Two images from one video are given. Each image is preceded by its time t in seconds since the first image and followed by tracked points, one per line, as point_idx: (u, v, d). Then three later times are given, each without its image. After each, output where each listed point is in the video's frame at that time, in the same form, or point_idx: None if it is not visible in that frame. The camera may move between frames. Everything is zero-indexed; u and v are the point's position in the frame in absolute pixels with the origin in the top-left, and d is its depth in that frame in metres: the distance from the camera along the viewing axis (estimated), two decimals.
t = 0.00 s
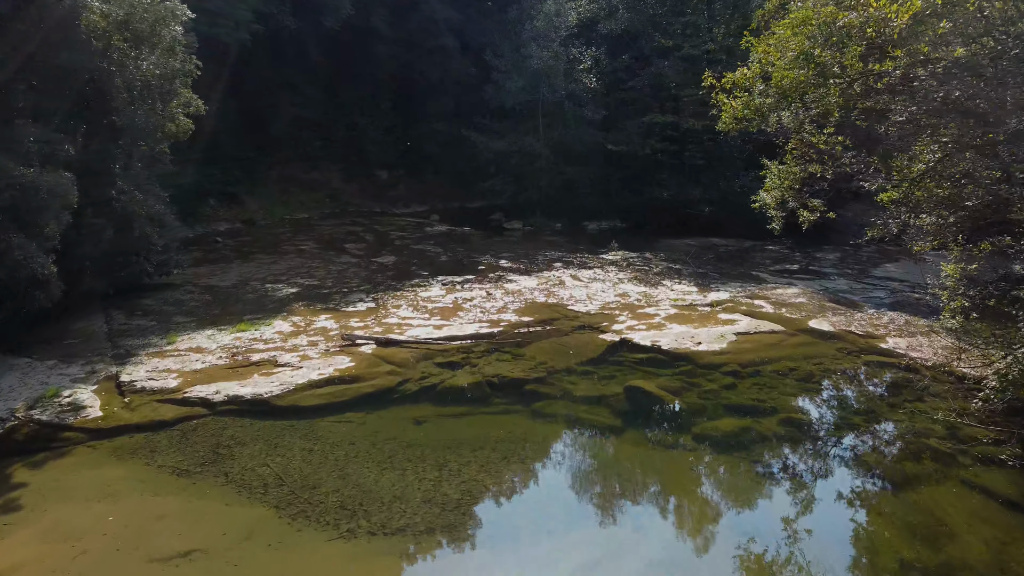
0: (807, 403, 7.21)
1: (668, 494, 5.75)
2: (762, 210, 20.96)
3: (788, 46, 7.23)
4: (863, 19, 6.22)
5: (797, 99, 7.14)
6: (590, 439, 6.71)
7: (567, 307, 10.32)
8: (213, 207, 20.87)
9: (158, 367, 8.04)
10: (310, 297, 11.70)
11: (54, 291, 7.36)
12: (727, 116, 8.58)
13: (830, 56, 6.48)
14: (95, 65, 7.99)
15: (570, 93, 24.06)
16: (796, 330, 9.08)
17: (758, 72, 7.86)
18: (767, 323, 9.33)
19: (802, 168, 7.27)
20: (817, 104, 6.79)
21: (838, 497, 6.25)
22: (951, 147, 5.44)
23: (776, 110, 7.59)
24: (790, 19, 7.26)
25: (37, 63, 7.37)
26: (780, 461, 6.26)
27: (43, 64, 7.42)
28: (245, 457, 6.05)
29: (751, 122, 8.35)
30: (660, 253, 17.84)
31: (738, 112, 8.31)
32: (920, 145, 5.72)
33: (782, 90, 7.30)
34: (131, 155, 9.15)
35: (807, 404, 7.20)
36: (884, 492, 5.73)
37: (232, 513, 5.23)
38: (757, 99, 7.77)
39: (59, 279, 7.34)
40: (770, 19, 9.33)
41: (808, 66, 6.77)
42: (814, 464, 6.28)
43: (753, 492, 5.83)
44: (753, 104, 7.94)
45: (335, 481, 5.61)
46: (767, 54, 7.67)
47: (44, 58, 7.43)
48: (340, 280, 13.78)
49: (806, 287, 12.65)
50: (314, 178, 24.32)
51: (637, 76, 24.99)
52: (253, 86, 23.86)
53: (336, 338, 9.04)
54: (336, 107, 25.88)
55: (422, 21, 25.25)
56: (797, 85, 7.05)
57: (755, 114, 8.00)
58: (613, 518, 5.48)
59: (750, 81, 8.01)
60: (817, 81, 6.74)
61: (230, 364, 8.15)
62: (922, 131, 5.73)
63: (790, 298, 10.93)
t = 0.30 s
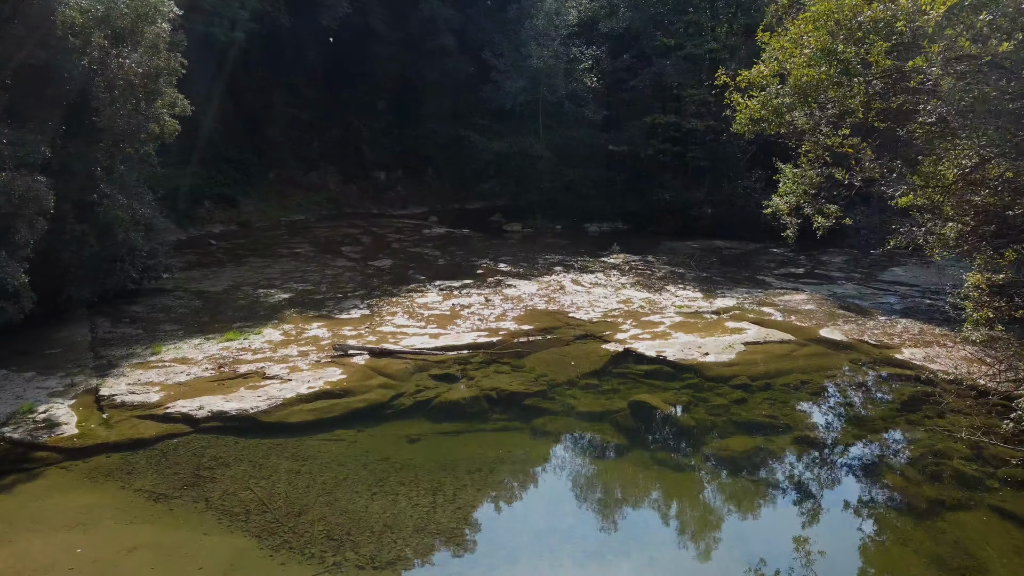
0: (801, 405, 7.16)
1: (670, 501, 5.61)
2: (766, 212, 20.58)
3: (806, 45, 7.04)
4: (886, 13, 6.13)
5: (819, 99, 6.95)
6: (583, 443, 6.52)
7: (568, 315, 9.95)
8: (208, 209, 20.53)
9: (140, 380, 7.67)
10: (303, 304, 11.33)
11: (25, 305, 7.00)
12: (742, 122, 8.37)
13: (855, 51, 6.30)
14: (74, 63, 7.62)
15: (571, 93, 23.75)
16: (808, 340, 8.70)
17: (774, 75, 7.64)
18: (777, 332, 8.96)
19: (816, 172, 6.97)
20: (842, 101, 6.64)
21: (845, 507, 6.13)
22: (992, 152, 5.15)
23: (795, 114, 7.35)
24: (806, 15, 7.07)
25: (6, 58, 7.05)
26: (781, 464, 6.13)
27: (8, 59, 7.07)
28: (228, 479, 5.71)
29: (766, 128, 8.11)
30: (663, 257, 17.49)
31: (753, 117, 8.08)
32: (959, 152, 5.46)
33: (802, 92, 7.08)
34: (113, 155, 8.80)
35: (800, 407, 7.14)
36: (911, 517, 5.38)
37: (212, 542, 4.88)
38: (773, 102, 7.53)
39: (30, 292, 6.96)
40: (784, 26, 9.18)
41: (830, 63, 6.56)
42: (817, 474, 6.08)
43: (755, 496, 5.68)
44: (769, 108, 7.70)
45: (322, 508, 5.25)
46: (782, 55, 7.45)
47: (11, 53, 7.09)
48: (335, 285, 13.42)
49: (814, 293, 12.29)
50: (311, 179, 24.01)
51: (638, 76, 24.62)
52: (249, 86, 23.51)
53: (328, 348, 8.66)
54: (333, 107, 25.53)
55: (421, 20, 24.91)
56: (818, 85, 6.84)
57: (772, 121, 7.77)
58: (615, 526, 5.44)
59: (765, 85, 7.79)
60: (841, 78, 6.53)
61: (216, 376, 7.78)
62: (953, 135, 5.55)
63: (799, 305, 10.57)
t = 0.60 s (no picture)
0: (806, 411, 6.98)
1: (673, 505, 5.50)
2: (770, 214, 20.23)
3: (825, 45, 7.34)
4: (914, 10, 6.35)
5: (841, 98, 7.21)
6: (585, 450, 6.40)
7: (570, 323, 9.57)
8: (202, 211, 20.18)
9: (120, 395, 7.30)
10: (294, 310, 10.96)
11: None
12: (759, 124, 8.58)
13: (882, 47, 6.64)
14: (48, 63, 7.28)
15: (572, 93, 23.41)
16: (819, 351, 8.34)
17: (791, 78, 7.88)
18: (787, 342, 8.59)
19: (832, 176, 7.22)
20: (869, 98, 6.92)
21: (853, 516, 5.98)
22: None
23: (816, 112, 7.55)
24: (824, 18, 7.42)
25: None
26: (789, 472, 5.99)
27: None
28: (208, 505, 5.35)
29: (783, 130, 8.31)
30: (665, 260, 17.16)
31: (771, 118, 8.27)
32: (1002, 154, 5.49)
33: (824, 90, 7.32)
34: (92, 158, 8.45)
35: (807, 413, 6.96)
36: (932, 539, 5.04)
37: None
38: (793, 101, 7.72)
39: None
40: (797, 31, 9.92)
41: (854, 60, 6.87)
42: (825, 482, 5.92)
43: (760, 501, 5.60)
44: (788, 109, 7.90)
45: (308, 538, 4.89)
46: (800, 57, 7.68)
47: None
48: (330, 290, 13.05)
49: (823, 299, 11.93)
50: (307, 180, 23.70)
51: (639, 76, 24.22)
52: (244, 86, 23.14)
53: (318, 360, 8.29)
54: (330, 107, 25.17)
55: (419, 19, 24.55)
56: (842, 84, 7.09)
57: (790, 121, 7.93)
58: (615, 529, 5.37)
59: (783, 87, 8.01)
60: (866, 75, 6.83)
61: (200, 390, 7.41)
62: (987, 136, 5.71)
63: (808, 312, 10.21)
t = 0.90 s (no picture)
0: (812, 416, 6.83)
1: (673, 511, 5.41)
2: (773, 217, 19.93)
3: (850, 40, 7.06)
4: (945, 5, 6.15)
5: (870, 95, 6.97)
6: (578, 445, 6.45)
7: (571, 332, 9.21)
8: (196, 213, 19.81)
9: (98, 410, 6.93)
10: (285, 318, 10.60)
11: None
12: (778, 125, 8.29)
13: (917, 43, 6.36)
14: (20, 58, 7.15)
15: (573, 93, 23.10)
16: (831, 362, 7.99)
17: (813, 75, 7.59)
18: (798, 352, 8.23)
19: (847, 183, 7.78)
20: (900, 95, 6.68)
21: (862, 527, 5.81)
22: None
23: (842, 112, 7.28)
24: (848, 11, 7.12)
25: None
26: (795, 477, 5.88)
27: None
28: (184, 533, 4.99)
29: (804, 131, 8.04)
30: (667, 263, 16.84)
31: (792, 118, 7.98)
32: None
33: (851, 88, 7.07)
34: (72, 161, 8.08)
35: (813, 419, 6.80)
36: (948, 565, 4.71)
37: None
38: (817, 101, 7.45)
39: None
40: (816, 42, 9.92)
41: (882, 57, 6.60)
42: (835, 493, 5.70)
43: (760, 507, 5.48)
44: (811, 108, 7.62)
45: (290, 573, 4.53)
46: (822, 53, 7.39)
47: None
48: (324, 296, 12.69)
49: (831, 305, 11.59)
50: (304, 181, 23.42)
51: (641, 75, 23.82)
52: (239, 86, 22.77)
53: (307, 372, 7.92)
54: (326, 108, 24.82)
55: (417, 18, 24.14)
56: (871, 81, 6.82)
57: (813, 122, 7.67)
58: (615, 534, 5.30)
59: (805, 85, 7.73)
60: (897, 73, 6.54)
61: (182, 405, 7.03)
62: None
63: (817, 320, 9.86)
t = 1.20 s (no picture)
0: (817, 422, 6.66)
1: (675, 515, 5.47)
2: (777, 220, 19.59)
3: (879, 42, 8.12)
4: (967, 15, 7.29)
5: (902, 90, 8.02)
6: (575, 452, 6.33)
7: (572, 341, 8.83)
8: (189, 216, 19.48)
9: (73, 427, 6.56)
10: (275, 325, 10.23)
11: None
12: (802, 126, 9.11)
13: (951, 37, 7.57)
14: None
15: (573, 92, 22.68)
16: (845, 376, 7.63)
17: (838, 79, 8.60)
18: (809, 363, 7.87)
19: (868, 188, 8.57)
20: (934, 92, 7.83)
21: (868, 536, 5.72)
22: None
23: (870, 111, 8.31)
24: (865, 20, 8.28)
25: None
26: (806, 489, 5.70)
27: None
28: (157, 565, 4.64)
29: (828, 132, 8.92)
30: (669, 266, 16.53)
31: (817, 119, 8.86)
32: None
33: (882, 87, 8.10)
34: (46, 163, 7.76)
35: (818, 426, 6.64)
36: None
37: None
38: (848, 102, 8.39)
39: None
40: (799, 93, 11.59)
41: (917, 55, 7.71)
42: (841, 502, 5.65)
43: (763, 511, 5.45)
44: (841, 109, 8.56)
45: None
46: (846, 55, 8.42)
47: None
48: (317, 301, 12.35)
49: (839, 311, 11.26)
50: (300, 183, 23.21)
51: (642, 75, 23.45)
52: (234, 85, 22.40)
53: (295, 385, 7.56)
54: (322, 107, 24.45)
55: (415, 16, 23.71)
56: (904, 79, 7.93)
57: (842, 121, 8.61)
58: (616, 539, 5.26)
59: (830, 87, 8.63)
60: (932, 69, 7.75)
61: (162, 422, 6.67)
62: None
63: (827, 328, 9.51)
